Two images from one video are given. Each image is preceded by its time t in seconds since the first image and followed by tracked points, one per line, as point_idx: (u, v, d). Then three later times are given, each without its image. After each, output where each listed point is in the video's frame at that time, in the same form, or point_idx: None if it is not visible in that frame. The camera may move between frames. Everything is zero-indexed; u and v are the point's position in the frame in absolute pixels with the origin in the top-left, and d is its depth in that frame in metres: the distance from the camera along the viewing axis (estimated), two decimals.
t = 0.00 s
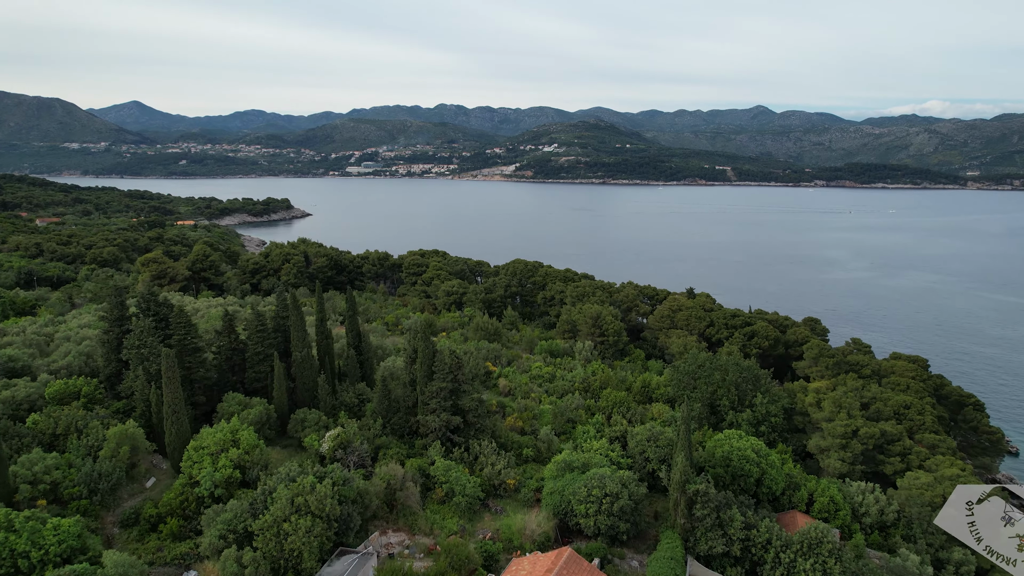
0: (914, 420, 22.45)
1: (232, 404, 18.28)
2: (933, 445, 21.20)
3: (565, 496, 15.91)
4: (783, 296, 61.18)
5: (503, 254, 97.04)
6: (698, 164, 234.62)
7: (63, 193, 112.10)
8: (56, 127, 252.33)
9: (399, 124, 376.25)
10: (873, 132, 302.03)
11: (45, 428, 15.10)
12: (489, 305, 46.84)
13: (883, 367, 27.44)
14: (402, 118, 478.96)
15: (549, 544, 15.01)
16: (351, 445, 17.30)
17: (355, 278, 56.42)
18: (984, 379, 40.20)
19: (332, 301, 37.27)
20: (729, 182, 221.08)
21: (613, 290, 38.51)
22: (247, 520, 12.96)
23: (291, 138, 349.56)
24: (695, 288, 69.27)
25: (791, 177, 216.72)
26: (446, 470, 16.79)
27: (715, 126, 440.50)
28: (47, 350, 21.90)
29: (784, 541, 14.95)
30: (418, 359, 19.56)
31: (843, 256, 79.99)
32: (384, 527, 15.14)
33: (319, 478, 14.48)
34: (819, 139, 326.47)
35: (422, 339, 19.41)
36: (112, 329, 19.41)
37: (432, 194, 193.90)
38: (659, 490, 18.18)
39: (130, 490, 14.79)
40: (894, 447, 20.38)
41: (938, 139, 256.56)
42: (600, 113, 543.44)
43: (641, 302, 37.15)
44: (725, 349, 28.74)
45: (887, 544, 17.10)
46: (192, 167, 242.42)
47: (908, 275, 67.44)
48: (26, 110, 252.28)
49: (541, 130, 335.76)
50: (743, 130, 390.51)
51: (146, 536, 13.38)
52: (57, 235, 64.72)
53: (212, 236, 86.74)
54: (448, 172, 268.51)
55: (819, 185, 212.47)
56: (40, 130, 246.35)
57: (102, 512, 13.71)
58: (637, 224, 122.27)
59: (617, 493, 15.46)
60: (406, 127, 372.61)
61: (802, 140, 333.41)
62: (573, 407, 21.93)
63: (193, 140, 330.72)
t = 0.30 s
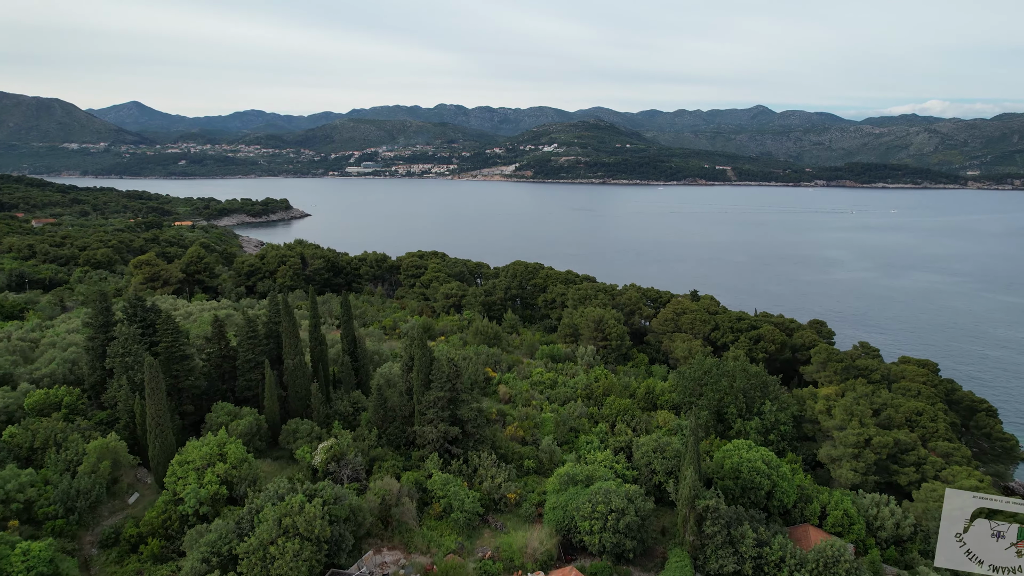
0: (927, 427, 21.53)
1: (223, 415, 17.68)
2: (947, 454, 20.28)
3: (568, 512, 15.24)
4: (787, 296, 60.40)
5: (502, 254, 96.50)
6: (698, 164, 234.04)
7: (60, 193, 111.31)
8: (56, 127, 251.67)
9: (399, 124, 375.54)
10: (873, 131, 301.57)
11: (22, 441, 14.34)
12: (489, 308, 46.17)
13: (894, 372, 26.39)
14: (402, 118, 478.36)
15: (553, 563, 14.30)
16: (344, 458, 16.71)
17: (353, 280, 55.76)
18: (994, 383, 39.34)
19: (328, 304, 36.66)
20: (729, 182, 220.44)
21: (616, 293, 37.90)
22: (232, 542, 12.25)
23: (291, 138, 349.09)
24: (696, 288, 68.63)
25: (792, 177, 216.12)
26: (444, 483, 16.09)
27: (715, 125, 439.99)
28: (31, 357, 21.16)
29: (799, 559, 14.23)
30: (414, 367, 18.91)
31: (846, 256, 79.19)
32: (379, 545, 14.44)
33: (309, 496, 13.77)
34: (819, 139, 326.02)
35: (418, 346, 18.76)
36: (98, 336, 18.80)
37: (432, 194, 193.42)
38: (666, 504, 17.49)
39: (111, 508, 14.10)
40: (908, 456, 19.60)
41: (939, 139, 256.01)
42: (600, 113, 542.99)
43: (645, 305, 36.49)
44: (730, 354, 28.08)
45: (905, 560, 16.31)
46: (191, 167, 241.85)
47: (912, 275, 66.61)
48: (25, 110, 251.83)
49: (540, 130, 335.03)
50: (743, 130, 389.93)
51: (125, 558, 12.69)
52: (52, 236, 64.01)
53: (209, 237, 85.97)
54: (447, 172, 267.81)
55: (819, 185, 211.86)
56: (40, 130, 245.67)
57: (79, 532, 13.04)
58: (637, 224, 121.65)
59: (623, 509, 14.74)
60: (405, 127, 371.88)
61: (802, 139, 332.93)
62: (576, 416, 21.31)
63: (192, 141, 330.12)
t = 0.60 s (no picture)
0: (939, 435, 20.60)
1: (211, 426, 17.08)
2: (962, 463, 19.37)
3: (572, 528, 14.61)
4: (789, 297, 59.72)
5: (502, 254, 95.81)
6: (698, 164, 233.53)
7: (59, 193, 110.62)
8: (55, 127, 250.95)
9: (399, 124, 375.01)
10: (873, 132, 301.12)
11: None
12: (488, 311, 45.59)
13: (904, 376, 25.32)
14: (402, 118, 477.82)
15: None
16: (338, 470, 16.14)
17: (350, 282, 55.22)
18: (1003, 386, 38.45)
19: (325, 308, 36.09)
20: (729, 182, 219.89)
21: (619, 295, 37.32)
22: (215, 566, 11.52)
23: (291, 138, 348.44)
24: (698, 288, 67.89)
25: (792, 177, 215.51)
26: (442, 499, 15.41)
27: (715, 125, 439.61)
28: (14, 364, 20.46)
29: None
30: (411, 376, 18.49)
31: (849, 257, 78.44)
32: (373, 566, 13.81)
33: (298, 515, 13.06)
34: (819, 139, 325.64)
35: (415, 355, 18.36)
36: (82, 343, 18.18)
37: (431, 194, 192.80)
38: (674, 518, 16.82)
39: (89, 526, 13.40)
40: (923, 467, 18.79)
41: (939, 139, 255.47)
42: (600, 112, 542.36)
43: (648, 308, 35.84)
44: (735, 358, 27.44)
45: None
46: (190, 167, 241.09)
47: (916, 275, 65.83)
48: (25, 110, 251.21)
49: (540, 130, 334.54)
50: (743, 130, 389.30)
51: None
52: (47, 237, 63.25)
53: (207, 238, 85.28)
54: (446, 172, 267.18)
55: (819, 185, 211.22)
56: (39, 130, 244.94)
57: (55, 554, 12.34)
58: (637, 224, 120.95)
59: (629, 526, 14.02)
60: (405, 128, 371.14)
61: (802, 139, 332.45)
62: (579, 424, 20.79)
63: (192, 141, 329.75)
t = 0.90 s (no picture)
0: (952, 443, 19.58)
1: (197, 438, 16.71)
2: (978, 473, 18.36)
3: (575, 547, 13.89)
4: (791, 298, 58.95)
5: (501, 254, 95.07)
6: (698, 163, 232.93)
7: (56, 194, 109.95)
8: (54, 128, 250.17)
9: (398, 124, 374.44)
10: (872, 131, 300.96)
11: None
12: (487, 315, 44.95)
13: (915, 380, 24.12)
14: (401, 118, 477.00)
15: None
16: (330, 485, 15.61)
17: (346, 285, 54.61)
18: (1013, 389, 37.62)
19: (322, 312, 35.59)
20: (729, 181, 219.40)
21: (621, 299, 36.68)
22: None
23: (290, 138, 347.59)
24: (700, 289, 67.16)
25: (792, 177, 215.18)
26: (438, 516, 14.73)
27: (714, 125, 439.36)
28: None
29: None
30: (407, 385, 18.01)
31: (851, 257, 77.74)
32: None
33: (285, 539, 12.32)
34: (818, 138, 325.47)
35: (411, 363, 17.90)
36: (63, 352, 17.74)
37: (430, 195, 192.16)
38: (682, 535, 16.13)
39: (64, 548, 12.64)
40: (939, 477, 17.87)
41: (938, 139, 255.15)
42: (599, 113, 541.87)
43: (651, 311, 35.13)
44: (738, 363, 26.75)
45: None
46: (189, 167, 240.21)
47: (920, 275, 65.13)
48: (23, 110, 250.39)
49: (539, 130, 334.02)
50: (743, 130, 388.88)
51: None
52: (41, 238, 62.52)
53: (204, 239, 84.70)
54: (445, 172, 266.53)
55: (819, 185, 210.73)
56: (38, 130, 244.21)
57: None
58: (638, 224, 120.29)
59: (637, 546, 13.29)
60: (404, 128, 370.42)
61: (801, 139, 332.12)
62: (582, 434, 20.46)
63: (191, 141, 329.04)
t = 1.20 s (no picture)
0: (964, 452, 18.79)
1: (180, 452, 16.57)
2: (991, 484, 17.64)
3: (578, 567, 13.14)
4: (792, 299, 58.23)
5: (498, 254, 94.35)
6: (696, 163, 232.63)
7: (50, 194, 108.90)
8: (50, 127, 248.60)
9: (395, 125, 373.51)
10: (869, 131, 301.29)
11: None
12: (485, 318, 44.37)
13: (922, 385, 23.13)
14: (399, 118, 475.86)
15: None
16: (319, 502, 15.27)
17: (341, 287, 54.10)
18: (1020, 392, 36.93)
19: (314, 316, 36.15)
20: (727, 181, 219.15)
21: (623, 302, 36.24)
22: None
23: (286, 137, 346.09)
24: (699, 289, 66.49)
25: (789, 177, 215.05)
26: (433, 534, 14.14)
27: (711, 125, 439.57)
28: None
29: None
30: (400, 396, 17.35)
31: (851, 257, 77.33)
32: None
33: (269, 564, 11.68)
34: (815, 138, 325.83)
35: (405, 373, 17.26)
36: (39, 360, 17.11)
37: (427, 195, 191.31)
38: (688, 552, 15.41)
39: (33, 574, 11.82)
40: (954, 489, 17.07)
41: (936, 138, 255.57)
42: (598, 113, 541.10)
43: (652, 315, 34.72)
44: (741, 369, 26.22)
45: None
46: (186, 166, 238.87)
47: (920, 275, 64.69)
48: (19, 110, 248.75)
49: (537, 131, 333.47)
50: (741, 130, 390.06)
51: None
52: (32, 239, 61.63)
53: (199, 239, 83.91)
54: (443, 172, 265.64)
55: (817, 185, 210.59)
56: (34, 130, 242.62)
57: None
58: (636, 225, 119.68)
59: (641, 568, 12.66)
60: (401, 127, 369.41)
61: (799, 139, 332.34)
62: (583, 445, 20.47)
63: (187, 141, 327.47)
